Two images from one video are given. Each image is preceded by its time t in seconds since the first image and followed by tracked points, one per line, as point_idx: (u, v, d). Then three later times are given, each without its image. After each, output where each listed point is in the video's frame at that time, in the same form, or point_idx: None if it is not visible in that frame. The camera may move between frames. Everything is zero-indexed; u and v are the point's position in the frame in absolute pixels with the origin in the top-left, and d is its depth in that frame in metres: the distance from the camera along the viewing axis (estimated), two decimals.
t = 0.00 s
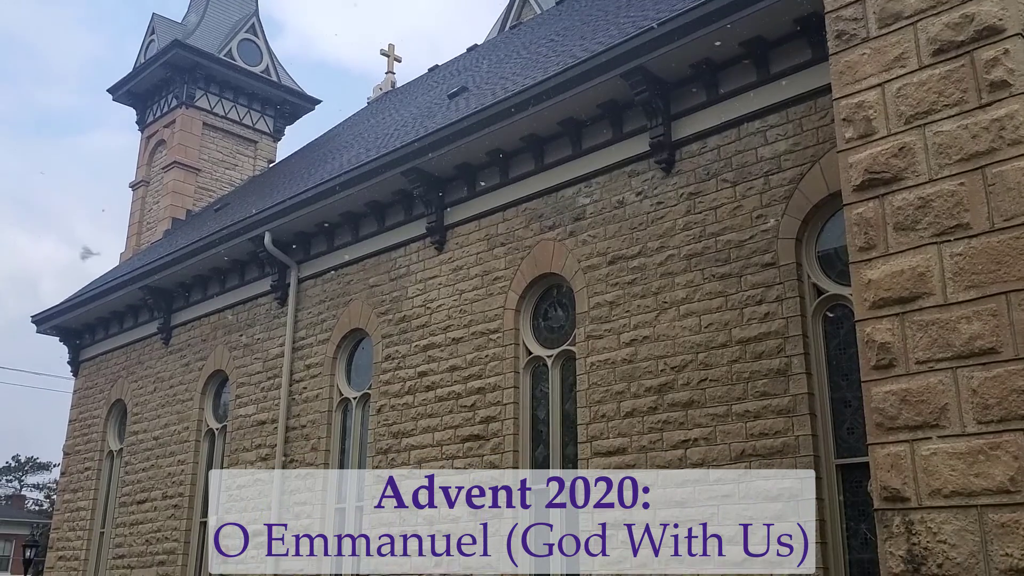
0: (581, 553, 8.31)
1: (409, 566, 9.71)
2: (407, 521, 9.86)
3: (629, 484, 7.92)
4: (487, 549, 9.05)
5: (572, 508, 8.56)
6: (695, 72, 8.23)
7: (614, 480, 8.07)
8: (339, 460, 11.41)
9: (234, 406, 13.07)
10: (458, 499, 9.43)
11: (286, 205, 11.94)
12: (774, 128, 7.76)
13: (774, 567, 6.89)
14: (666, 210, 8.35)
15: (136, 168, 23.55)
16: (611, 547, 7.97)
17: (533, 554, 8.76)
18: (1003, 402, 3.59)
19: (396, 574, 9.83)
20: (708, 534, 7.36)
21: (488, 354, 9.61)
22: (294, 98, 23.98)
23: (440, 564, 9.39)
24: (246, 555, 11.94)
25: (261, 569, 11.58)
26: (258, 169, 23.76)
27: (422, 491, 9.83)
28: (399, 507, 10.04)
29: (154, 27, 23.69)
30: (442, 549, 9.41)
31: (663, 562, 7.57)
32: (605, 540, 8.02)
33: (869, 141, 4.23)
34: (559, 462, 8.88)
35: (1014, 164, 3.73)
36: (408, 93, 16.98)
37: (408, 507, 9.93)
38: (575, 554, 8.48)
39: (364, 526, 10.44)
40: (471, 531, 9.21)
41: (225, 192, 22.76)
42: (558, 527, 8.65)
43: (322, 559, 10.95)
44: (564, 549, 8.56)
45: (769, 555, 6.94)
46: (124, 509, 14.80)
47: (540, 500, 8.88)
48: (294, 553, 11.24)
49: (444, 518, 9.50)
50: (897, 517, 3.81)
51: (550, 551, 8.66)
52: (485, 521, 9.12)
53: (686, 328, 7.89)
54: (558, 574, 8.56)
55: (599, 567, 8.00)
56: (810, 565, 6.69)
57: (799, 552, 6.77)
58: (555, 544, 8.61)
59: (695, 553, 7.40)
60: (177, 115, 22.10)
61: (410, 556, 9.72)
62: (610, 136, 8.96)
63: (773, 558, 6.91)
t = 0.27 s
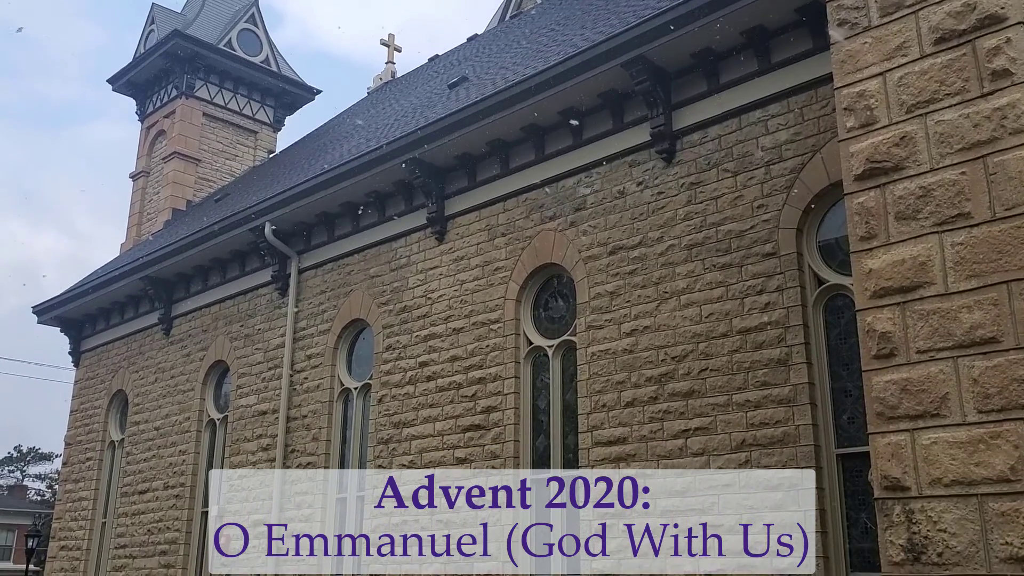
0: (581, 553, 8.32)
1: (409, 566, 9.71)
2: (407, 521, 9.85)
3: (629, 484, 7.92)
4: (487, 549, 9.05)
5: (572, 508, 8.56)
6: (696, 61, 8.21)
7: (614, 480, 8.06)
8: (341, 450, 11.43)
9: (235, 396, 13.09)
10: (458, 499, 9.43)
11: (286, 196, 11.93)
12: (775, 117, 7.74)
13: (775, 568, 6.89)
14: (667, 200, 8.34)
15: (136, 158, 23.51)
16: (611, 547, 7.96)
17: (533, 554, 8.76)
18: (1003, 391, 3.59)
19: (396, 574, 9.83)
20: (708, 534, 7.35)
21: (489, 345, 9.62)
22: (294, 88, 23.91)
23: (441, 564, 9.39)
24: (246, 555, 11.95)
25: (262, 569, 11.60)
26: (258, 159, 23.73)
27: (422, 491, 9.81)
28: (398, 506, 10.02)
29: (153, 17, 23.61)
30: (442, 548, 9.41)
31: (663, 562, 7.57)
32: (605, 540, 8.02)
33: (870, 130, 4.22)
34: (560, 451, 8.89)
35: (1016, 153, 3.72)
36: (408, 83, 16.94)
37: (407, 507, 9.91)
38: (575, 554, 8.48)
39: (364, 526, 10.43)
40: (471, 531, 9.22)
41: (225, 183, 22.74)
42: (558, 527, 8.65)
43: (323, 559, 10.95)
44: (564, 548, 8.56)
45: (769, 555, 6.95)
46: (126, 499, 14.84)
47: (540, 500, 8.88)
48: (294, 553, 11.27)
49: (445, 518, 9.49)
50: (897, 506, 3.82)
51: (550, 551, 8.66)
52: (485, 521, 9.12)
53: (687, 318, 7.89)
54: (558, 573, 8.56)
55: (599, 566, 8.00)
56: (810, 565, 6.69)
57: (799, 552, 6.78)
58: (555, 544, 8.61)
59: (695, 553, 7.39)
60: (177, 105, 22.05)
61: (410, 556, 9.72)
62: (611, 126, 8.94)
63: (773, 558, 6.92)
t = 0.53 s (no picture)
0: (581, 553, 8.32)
1: (409, 566, 9.70)
2: (407, 521, 9.84)
3: (629, 484, 7.92)
4: (487, 549, 9.05)
5: (573, 508, 8.56)
6: (696, 53, 8.19)
7: (614, 480, 8.06)
8: (341, 443, 11.45)
9: (235, 389, 13.10)
10: (458, 499, 9.42)
11: (286, 189, 11.92)
12: (776, 110, 7.73)
13: (774, 568, 6.90)
14: (667, 193, 8.33)
15: (135, 151, 23.49)
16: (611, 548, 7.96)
17: (533, 554, 8.76)
18: (1003, 383, 3.59)
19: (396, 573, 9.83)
20: (708, 534, 7.35)
21: (489, 338, 9.63)
22: (293, 81, 23.86)
23: (441, 564, 9.39)
24: (246, 555, 11.95)
25: (262, 563, 11.63)
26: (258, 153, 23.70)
27: (422, 491, 9.81)
28: (399, 507, 10.02)
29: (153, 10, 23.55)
30: (442, 549, 9.41)
31: (663, 562, 7.57)
32: (605, 540, 8.02)
33: (871, 123, 4.21)
34: (560, 444, 8.90)
35: (1017, 146, 3.71)
36: (408, 76, 16.90)
37: (408, 506, 9.91)
38: (575, 554, 8.48)
39: (364, 526, 10.42)
40: (471, 531, 9.22)
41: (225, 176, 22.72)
42: (558, 527, 8.66)
43: (323, 559, 10.95)
44: (564, 548, 8.56)
45: (769, 555, 6.95)
46: (126, 492, 14.87)
47: (540, 500, 8.88)
48: (294, 553, 11.27)
49: (444, 518, 9.49)
50: (897, 498, 3.82)
51: (550, 551, 8.66)
52: (485, 521, 9.12)
53: (687, 311, 7.89)
54: (558, 573, 8.56)
55: (599, 566, 8.00)
56: (810, 565, 6.70)
57: (799, 552, 6.78)
58: (555, 544, 8.61)
59: (695, 553, 7.39)
60: (176, 98, 22.01)
61: (410, 556, 9.71)
62: (611, 119, 8.93)
63: (773, 559, 6.93)
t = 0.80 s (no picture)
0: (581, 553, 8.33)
1: (408, 567, 9.69)
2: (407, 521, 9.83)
3: (629, 485, 7.91)
4: (487, 549, 9.06)
5: (573, 507, 8.58)
6: (696, 45, 8.18)
7: (614, 480, 8.06)
8: (341, 436, 11.47)
9: (236, 381, 13.12)
10: (458, 499, 9.43)
11: (286, 181, 11.90)
12: (776, 102, 7.72)
13: (774, 568, 6.90)
14: (667, 185, 8.32)
15: (135, 144, 23.45)
16: (610, 546, 7.96)
17: (533, 554, 8.77)
18: (1003, 375, 3.59)
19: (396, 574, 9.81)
20: (708, 534, 7.35)
21: (489, 330, 9.63)
22: (293, 74, 23.81)
23: (440, 564, 9.37)
24: (246, 552, 11.96)
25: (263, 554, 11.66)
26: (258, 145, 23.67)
27: (423, 491, 9.82)
28: (399, 507, 10.01)
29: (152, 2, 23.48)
30: (442, 549, 9.41)
31: (663, 562, 7.57)
32: (605, 540, 8.02)
33: (872, 115, 4.20)
34: (560, 436, 8.92)
35: (1018, 137, 3.71)
36: (407, 69, 16.86)
37: (408, 507, 9.91)
38: (575, 554, 8.49)
39: (364, 526, 10.42)
40: (471, 531, 9.23)
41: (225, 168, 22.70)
42: (558, 527, 8.67)
43: (323, 560, 10.94)
44: (564, 548, 8.57)
45: (769, 555, 6.96)
46: (127, 484, 14.91)
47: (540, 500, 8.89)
48: (294, 553, 11.27)
49: (445, 519, 9.50)
50: (897, 490, 3.83)
51: (550, 551, 8.66)
52: (485, 521, 9.13)
53: (687, 303, 7.89)
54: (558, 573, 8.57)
55: (599, 566, 8.00)
56: (810, 565, 6.71)
57: (799, 552, 6.79)
58: (555, 544, 8.62)
59: (695, 553, 7.38)
60: (176, 91, 21.97)
61: (410, 556, 9.70)
62: (611, 111, 8.91)
63: (773, 558, 6.94)
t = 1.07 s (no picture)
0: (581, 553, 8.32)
1: (408, 566, 9.69)
2: (407, 521, 9.82)
3: (629, 484, 7.91)
4: (487, 549, 9.05)
5: (573, 507, 8.56)
6: (696, 32, 8.15)
7: (614, 480, 8.05)
8: (341, 424, 11.49)
9: (235, 370, 13.13)
10: (458, 499, 9.41)
11: (285, 170, 11.88)
12: (776, 89, 7.69)
13: (775, 568, 6.92)
14: (666, 172, 8.31)
15: (133, 132, 23.39)
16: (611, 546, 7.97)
17: (533, 554, 8.76)
18: (1002, 361, 3.60)
19: (396, 574, 9.81)
20: (708, 534, 7.36)
21: (489, 318, 9.63)
22: (292, 61, 23.72)
23: (440, 564, 9.37)
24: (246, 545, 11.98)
25: (262, 542, 11.69)
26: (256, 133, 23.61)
27: (422, 491, 9.81)
28: (399, 506, 10.00)
29: None
30: (441, 549, 9.40)
31: (663, 562, 7.58)
32: (605, 540, 8.02)
33: (871, 101, 4.19)
34: (560, 424, 8.94)
35: (1018, 124, 3.70)
36: (406, 56, 16.79)
37: (407, 506, 9.90)
38: (575, 554, 8.49)
39: (364, 526, 10.40)
40: (471, 531, 9.21)
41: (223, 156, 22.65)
42: (558, 527, 8.66)
43: (323, 559, 10.97)
44: (564, 548, 8.56)
45: (769, 555, 6.97)
46: (127, 472, 14.94)
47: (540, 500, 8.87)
48: (294, 553, 11.26)
49: (444, 518, 9.48)
50: (895, 476, 3.84)
51: (550, 551, 8.66)
52: (485, 521, 9.12)
53: (686, 291, 7.89)
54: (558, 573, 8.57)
55: (599, 566, 8.01)
56: (810, 565, 6.73)
57: (799, 552, 6.81)
58: (555, 544, 8.62)
59: (695, 553, 7.39)
60: (173, 79, 21.89)
61: (410, 555, 9.70)
62: (611, 99, 8.89)
63: (773, 558, 6.95)
